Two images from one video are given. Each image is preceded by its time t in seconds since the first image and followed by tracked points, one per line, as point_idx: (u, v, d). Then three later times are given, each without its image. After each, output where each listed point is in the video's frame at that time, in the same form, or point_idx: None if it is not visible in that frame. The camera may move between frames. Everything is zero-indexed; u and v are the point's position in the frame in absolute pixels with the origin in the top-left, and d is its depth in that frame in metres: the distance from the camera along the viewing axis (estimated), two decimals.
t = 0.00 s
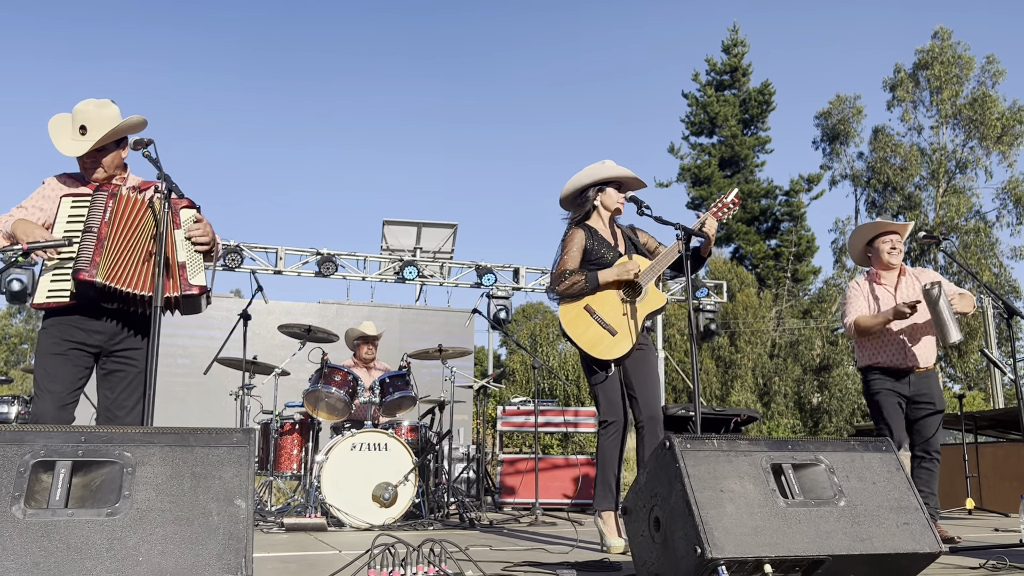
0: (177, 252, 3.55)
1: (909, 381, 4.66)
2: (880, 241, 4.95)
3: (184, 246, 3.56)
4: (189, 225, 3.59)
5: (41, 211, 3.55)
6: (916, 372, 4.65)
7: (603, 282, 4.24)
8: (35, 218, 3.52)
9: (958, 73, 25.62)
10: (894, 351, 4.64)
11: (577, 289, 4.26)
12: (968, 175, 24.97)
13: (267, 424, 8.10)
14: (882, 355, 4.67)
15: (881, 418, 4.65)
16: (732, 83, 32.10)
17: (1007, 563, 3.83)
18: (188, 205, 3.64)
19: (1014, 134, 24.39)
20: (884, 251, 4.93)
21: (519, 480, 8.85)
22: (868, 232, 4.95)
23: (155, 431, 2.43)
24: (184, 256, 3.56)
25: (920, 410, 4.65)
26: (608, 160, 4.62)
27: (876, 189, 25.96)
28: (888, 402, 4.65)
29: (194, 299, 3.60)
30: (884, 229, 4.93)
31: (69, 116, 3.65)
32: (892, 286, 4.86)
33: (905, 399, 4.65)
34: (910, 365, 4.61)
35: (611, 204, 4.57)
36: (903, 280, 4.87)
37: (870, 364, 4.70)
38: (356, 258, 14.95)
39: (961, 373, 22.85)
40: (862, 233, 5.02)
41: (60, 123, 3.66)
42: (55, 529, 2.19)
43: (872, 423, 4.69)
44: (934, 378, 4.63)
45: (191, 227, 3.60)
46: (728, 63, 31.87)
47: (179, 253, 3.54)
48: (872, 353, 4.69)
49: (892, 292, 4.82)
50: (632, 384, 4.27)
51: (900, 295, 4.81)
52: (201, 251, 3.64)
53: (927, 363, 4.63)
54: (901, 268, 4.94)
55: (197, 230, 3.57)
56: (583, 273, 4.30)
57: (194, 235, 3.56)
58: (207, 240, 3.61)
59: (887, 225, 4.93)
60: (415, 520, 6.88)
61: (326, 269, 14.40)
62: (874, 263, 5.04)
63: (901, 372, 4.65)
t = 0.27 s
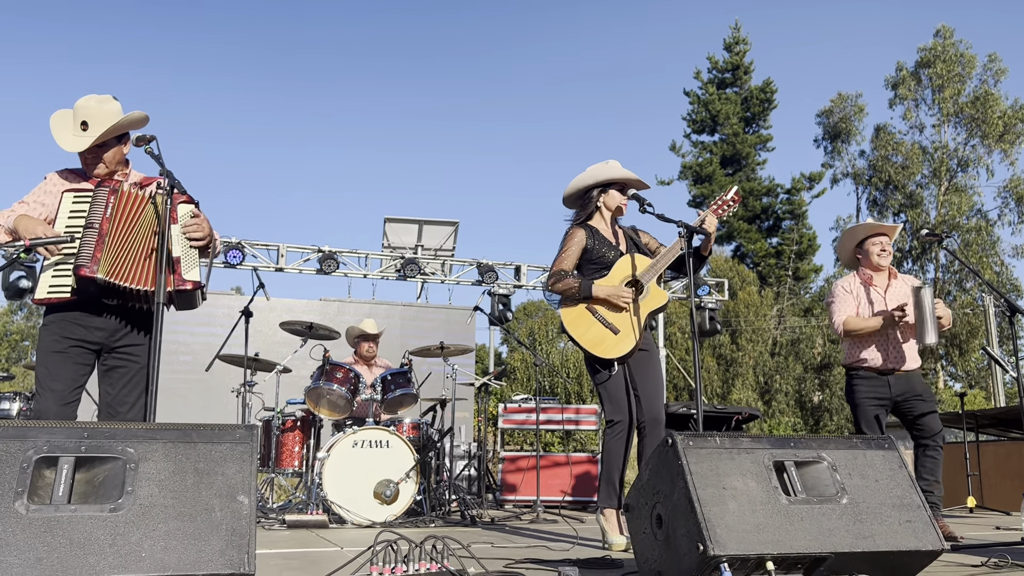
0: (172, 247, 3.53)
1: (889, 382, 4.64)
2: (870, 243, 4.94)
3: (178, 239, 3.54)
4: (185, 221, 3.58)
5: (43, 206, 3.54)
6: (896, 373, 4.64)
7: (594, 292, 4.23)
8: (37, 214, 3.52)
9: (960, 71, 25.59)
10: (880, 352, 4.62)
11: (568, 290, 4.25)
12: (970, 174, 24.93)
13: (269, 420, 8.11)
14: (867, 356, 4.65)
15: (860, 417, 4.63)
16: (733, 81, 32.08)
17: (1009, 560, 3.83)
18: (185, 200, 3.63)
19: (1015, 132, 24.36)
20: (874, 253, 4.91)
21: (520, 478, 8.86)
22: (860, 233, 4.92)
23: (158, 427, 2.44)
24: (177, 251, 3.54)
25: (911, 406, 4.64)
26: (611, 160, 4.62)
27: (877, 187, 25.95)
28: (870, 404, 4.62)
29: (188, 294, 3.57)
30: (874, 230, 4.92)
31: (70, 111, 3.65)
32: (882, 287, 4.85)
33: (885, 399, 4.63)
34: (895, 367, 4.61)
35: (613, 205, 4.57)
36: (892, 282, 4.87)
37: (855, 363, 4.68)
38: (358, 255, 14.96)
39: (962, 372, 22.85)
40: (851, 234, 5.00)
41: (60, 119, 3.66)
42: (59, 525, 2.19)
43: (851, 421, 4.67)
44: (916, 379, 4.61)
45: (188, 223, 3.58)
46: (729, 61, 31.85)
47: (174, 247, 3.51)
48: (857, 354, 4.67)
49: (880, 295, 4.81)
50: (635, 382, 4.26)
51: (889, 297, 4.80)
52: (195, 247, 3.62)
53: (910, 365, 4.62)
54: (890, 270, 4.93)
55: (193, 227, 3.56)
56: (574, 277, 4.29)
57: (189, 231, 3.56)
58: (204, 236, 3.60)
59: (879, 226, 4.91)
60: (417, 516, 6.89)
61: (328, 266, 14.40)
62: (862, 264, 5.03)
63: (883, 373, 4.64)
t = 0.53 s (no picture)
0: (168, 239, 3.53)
1: (884, 380, 4.63)
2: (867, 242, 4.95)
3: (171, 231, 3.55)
4: (182, 214, 3.58)
5: (45, 202, 3.54)
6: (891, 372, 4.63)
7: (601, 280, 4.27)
8: (39, 210, 3.52)
9: (962, 69, 25.54)
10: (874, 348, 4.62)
11: (575, 284, 4.29)
12: (971, 172, 24.90)
13: (270, 417, 8.11)
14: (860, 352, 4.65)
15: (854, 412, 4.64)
16: (735, 79, 32.05)
17: (1010, 558, 3.83)
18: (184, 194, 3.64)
19: (1017, 130, 24.32)
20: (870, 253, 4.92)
21: (521, 475, 8.87)
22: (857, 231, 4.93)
23: (160, 423, 2.44)
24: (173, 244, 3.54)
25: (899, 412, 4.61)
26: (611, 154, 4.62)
27: (879, 185, 25.93)
28: (864, 400, 4.63)
29: (180, 287, 3.58)
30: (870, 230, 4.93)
31: (72, 108, 3.65)
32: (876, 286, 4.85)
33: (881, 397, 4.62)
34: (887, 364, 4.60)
35: (614, 199, 4.56)
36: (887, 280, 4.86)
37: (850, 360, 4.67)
38: (359, 252, 14.96)
39: (963, 370, 22.83)
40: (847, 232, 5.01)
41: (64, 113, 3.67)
42: (61, 520, 2.19)
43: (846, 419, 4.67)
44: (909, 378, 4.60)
45: (184, 215, 3.59)
46: (731, 59, 31.82)
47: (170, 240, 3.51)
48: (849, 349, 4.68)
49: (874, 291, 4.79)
50: (634, 378, 4.27)
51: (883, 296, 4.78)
52: (190, 242, 3.61)
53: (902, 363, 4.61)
54: (885, 270, 4.93)
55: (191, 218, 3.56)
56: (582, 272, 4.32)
57: (186, 223, 3.54)
58: (201, 229, 3.59)
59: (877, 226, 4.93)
60: (418, 513, 6.89)
61: (328, 263, 14.40)
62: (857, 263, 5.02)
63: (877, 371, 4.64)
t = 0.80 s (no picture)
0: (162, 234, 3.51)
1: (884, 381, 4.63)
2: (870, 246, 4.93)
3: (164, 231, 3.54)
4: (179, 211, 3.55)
5: (48, 200, 3.55)
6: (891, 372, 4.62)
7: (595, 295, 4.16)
8: (43, 208, 3.52)
9: (964, 67, 25.50)
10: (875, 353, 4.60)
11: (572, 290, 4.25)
12: (973, 170, 24.90)
13: (272, 414, 8.12)
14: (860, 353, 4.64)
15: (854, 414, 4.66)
16: (736, 77, 32.02)
17: (1011, 556, 3.83)
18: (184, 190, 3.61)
19: (1019, 129, 24.32)
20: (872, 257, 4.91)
21: (522, 472, 8.87)
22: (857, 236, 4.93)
23: (163, 420, 2.45)
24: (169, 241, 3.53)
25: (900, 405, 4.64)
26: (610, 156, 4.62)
27: (880, 184, 25.92)
28: (865, 404, 4.64)
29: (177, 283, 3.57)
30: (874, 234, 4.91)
31: (75, 106, 3.65)
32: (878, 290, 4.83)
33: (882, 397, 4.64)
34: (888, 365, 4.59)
35: (613, 200, 4.57)
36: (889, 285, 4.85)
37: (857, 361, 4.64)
38: (360, 250, 14.95)
39: (963, 368, 22.86)
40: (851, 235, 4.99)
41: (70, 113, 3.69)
42: (65, 517, 2.20)
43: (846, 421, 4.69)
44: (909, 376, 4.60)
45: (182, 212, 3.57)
46: (732, 57, 31.79)
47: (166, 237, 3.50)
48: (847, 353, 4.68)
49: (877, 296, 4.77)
50: (637, 377, 4.27)
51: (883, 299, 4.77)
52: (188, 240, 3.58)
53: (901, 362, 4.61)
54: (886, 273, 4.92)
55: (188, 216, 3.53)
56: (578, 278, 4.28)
57: (183, 222, 3.52)
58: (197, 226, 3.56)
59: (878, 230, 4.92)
60: (420, 511, 6.90)
61: (330, 261, 14.41)
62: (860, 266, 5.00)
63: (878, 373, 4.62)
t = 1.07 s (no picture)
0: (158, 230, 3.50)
1: (899, 382, 4.61)
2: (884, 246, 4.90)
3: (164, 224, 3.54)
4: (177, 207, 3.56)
5: (52, 198, 3.55)
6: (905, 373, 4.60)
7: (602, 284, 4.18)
8: (46, 206, 3.53)
9: (966, 66, 25.49)
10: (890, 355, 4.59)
11: (578, 283, 4.25)
12: (974, 168, 24.89)
13: (274, 412, 8.13)
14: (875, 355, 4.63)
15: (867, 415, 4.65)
16: (737, 75, 32.01)
17: (1013, 554, 3.83)
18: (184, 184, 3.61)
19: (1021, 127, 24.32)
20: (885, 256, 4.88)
21: (523, 470, 8.85)
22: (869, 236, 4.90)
23: (168, 417, 2.45)
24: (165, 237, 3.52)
25: (913, 404, 4.63)
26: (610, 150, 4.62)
27: (881, 182, 25.90)
28: (879, 404, 4.63)
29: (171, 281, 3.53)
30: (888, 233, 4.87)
31: (79, 104, 3.65)
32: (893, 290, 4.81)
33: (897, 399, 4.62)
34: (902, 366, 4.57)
35: (613, 195, 4.57)
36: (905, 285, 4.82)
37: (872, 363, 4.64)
38: (361, 248, 14.95)
39: (964, 366, 22.87)
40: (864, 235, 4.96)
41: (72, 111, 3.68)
42: (69, 514, 2.20)
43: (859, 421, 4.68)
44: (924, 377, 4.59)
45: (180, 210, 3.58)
46: (734, 54, 31.76)
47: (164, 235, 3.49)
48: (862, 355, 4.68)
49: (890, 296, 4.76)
50: (636, 374, 4.27)
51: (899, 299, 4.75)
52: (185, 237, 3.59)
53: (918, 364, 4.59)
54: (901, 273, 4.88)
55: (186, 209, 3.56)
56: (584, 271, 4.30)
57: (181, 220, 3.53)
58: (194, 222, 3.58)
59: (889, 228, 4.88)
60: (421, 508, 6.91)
61: (331, 258, 14.41)
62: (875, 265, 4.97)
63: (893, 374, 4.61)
